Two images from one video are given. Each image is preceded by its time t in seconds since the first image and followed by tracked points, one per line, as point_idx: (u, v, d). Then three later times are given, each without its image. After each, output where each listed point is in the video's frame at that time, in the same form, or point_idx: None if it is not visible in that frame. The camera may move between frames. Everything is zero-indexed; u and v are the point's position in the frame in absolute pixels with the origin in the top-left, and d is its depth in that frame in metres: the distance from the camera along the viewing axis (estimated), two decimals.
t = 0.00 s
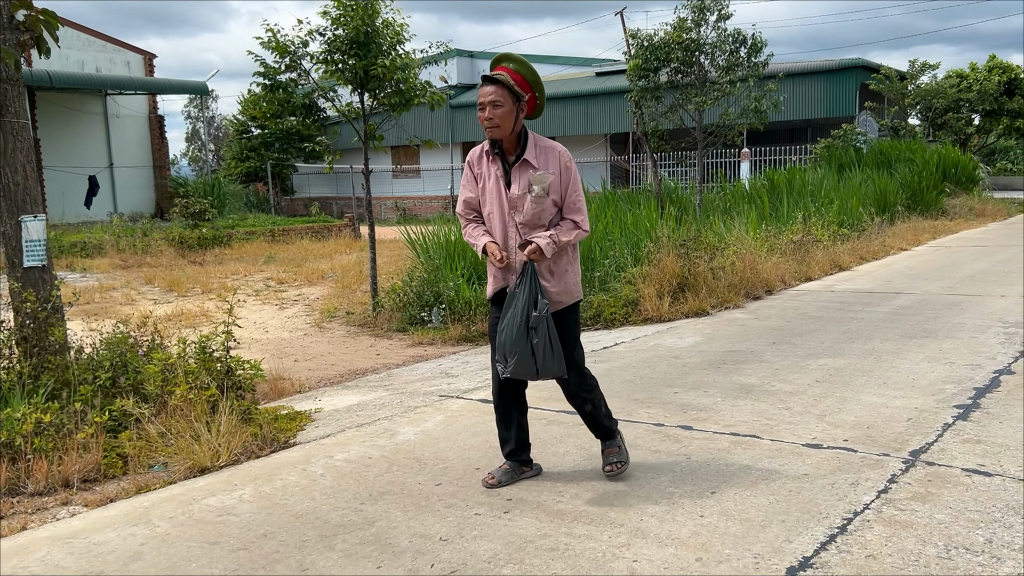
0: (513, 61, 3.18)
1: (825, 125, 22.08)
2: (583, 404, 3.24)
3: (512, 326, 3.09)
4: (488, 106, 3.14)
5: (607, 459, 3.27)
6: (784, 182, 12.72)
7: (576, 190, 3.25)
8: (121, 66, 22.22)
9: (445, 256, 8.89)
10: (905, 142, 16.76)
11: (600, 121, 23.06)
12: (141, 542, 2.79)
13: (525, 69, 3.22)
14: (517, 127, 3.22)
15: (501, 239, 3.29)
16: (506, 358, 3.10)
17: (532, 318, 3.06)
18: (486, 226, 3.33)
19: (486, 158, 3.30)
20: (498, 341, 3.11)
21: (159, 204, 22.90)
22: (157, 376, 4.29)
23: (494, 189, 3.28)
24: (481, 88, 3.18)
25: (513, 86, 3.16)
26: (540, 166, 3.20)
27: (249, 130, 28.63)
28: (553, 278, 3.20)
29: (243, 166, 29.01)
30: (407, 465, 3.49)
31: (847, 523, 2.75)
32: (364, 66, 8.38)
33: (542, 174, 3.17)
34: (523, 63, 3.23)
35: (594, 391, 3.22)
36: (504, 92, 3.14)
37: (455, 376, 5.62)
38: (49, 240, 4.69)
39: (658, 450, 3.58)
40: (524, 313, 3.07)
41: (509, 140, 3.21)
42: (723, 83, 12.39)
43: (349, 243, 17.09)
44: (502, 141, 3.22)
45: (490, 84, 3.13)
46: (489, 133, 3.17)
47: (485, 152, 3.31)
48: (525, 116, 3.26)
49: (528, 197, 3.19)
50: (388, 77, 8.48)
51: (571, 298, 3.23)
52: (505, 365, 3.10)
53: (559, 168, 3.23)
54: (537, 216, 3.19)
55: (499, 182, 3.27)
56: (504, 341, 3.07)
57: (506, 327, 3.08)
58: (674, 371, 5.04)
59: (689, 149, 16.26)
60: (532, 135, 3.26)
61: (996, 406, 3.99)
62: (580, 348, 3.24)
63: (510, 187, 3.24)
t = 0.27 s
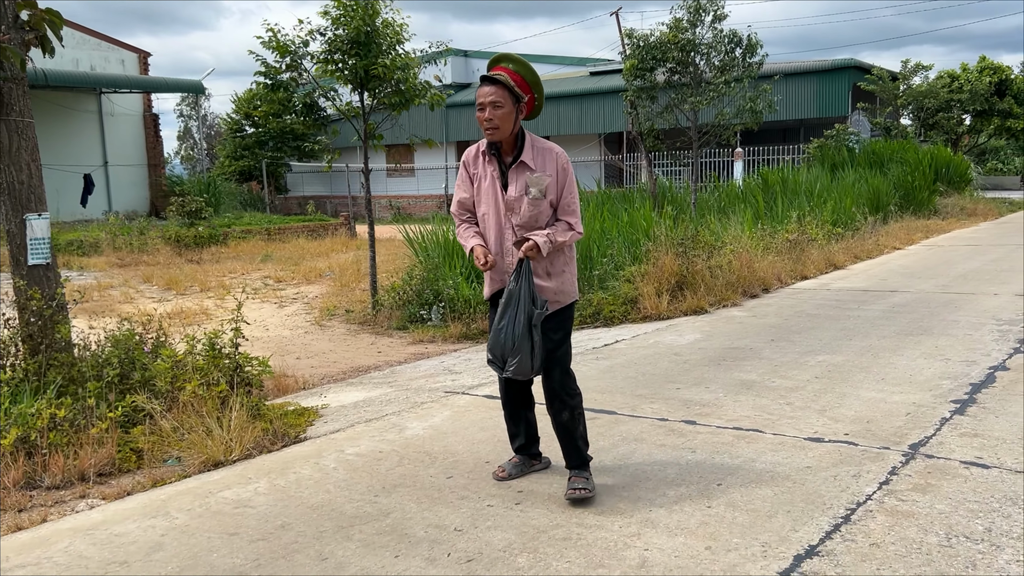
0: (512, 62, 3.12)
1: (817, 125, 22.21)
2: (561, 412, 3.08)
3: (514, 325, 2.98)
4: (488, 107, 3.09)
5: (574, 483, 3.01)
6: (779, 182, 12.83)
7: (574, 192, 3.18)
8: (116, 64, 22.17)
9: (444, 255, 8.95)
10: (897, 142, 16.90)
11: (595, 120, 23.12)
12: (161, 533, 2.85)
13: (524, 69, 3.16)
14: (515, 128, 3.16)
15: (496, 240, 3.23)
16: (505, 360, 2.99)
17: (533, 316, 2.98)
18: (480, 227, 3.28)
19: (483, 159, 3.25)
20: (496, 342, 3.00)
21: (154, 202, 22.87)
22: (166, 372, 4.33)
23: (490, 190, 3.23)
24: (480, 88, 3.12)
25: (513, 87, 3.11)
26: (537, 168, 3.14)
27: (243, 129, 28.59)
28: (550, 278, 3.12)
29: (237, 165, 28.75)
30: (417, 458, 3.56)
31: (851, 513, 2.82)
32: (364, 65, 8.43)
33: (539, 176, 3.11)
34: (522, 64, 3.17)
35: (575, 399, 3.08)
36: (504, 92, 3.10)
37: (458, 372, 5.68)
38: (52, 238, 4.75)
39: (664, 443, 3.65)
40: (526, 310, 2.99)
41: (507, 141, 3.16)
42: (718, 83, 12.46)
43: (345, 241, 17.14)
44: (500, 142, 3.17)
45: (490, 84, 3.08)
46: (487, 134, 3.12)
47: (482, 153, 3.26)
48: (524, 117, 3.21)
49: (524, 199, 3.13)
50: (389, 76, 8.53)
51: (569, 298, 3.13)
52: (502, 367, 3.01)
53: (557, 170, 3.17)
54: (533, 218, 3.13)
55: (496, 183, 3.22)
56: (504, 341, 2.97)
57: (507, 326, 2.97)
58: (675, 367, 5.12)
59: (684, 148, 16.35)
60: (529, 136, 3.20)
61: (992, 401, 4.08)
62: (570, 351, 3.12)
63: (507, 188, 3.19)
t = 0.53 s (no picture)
0: (524, 61, 3.06)
1: (812, 125, 22.31)
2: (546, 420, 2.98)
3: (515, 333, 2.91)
4: (499, 107, 3.04)
5: (552, 496, 2.93)
6: (774, 181, 12.90)
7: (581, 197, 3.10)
8: (112, 63, 22.14)
9: (444, 253, 8.99)
10: (891, 142, 17.00)
11: (590, 120, 23.13)
12: (177, 525, 2.89)
13: (536, 69, 3.11)
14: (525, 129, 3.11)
15: (500, 243, 3.19)
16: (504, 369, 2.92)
17: (535, 325, 2.91)
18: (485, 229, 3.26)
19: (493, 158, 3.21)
20: (497, 350, 2.93)
21: (150, 201, 22.83)
22: (174, 368, 4.37)
23: (497, 191, 3.19)
24: (491, 86, 3.08)
25: (525, 87, 3.05)
26: (545, 172, 3.07)
27: (238, 128, 28.55)
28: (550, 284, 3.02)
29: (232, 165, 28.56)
30: (427, 453, 3.60)
31: (856, 504, 2.88)
32: (366, 65, 8.46)
33: (546, 180, 3.04)
34: (535, 63, 3.11)
35: (560, 409, 2.98)
36: (515, 92, 3.04)
37: (461, 369, 5.71)
38: (57, 236, 4.77)
39: (670, 436, 3.70)
40: (528, 318, 2.91)
41: (516, 142, 3.11)
42: (715, 83, 12.51)
43: (343, 240, 17.16)
44: (509, 143, 3.12)
45: (501, 83, 3.03)
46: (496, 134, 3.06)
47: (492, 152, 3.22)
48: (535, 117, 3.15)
49: (530, 203, 3.07)
50: (390, 76, 8.57)
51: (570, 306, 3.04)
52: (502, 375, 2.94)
53: (565, 175, 3.10)
54: (538, 222, 3.06)
55: (503, 184, 3.18)
56: (505, 350, 2.90)
57: (508, 334, 2.90)
58: (678, 363, 5.17)
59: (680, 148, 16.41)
60: (539, 138, 3.14)
61: (991, 397, 4.15)
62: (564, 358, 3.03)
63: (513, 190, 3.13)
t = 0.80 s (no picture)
0: (539, 52, 2.97)
1: (809, 126, 22.38)
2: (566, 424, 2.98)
3: (514, 340, 2.89)
4: (510, 99, 2.95)
5: (569, 490, 2.96)
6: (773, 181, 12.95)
7: (592, 198, 2.99)
8: (110, 61, 22.11)
9: (446, 252, 9.02)
10: (889, 143, 17.08)
11: (587, 121, 23.04)
12: (198, 519, 2.93)
13: (552, 61, 3.02)
14: (537, 124, 3.02)
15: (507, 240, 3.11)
16: (506, 376, 2.91)
17: (535, 332, 2.86)
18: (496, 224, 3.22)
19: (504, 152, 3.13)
20: (500, 356, 2.92)
21: (148, 200, 22.81)
22: (185, 366, 4.39)
23: (506, 186, 3.12)
24: (503, 77, 2.99)
25: (538, 79, 2.96)
26: (554, 169, 2.97)
27: (235, 127, 28.51)
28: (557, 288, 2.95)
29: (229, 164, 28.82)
30: (440, 449, 3.64)
31: (867, 499, 2.93)
32: (370, 65, 8.49)
33: (554, 179, 2.95)
34: (550, 55, 3.01)
35: (580, 413, 2.97)
36: (527, 84, 2.95)
37: (468, 368, 5.75)
38: (63, 235, 4.85)
39: (680, 433, 3.74)
40: (528, 325, 2.87)
41: (527, 137, 3.02)
42: (714, 84, 12.55)
43: (342, 240, 17.17)
44: (519, 137, 3.03)
45: (513, 75, 2.94)
46: (506, 127, 2.98)
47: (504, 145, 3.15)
48: (549, 111, 3.06)
49: (537, 201, 2.99)
50: (393, 76, 8.60)
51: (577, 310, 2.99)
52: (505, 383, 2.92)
53: (575, 173, 2.99)
54: (545, 222, 2.98)
55: (513, 179, 3.09)
56: (504, 356, 2.89)
57: (508, 340, 2.89)
58: (684, 362, 5.22)
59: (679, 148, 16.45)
60: (552, 133, 3.04)
61: (995, 395, 4.21)
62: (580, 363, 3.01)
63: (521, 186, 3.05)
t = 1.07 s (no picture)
0: (533, 59, 2.94)
1: (809, 129, 22.46)
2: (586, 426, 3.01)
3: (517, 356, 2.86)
4: (504, 107, 2.92)
5: (586, 489, 3.00)
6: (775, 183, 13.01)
7: (593, 205, 2.95)
8: (112, 61, 22.14)
9: (451, 253, 9.06)
10: (889, 146, 17.15)
11: (588, 122, 22.95)
12: (222, 515, 2.98)
13: (547, 67, 2.99)
14: (533, 130, 2.98)
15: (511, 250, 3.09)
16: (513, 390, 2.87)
17: (538, 346, 2.83)
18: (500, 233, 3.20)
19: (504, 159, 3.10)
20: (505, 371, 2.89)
21: (149, 201, 22.83)
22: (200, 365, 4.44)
23: (508, 195, 3.09)
24: (497, 85, 2.96)
25: (531, 86, 2.93)
26: (551, 178, 2.95)
27: (236, 127, 28.51)
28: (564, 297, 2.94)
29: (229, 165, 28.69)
30: (455, 448, 3.69)
31: (879, 498, 2.98)
32: (377, 67, 8.53)
33: (552, 188, 2.93)
34: (544, 61, 2.98)
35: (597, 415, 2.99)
36: (521, 92, 2.92)
37: (477, 368, 5.79)
38: (74, 235, 4.93)
39: (691, 432, 3.79)
40: (531, 341, 2.84)
41: (524, 145, 2.99)
42: (716, 86, 12.58)
43: (344, 240, 17.21)
44: (517, 145, 3.00)
45: (505, 83, 2.91)
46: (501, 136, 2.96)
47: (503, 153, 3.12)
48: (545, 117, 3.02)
49: (536, 211, 2.96)
50: (400, 78, 8.65)
51: (584, 318, 2.99)
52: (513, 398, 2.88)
53: (573, 180, 2.95)
54: (545, 231, 2.95)
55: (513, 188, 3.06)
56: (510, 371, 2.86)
57: (513, 356, 2.86)
58: (692, 363, 5.27)
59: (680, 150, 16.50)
60: (551, 139, 3.00)
61: (1001, 396, 4.27)
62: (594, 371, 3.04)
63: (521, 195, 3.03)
